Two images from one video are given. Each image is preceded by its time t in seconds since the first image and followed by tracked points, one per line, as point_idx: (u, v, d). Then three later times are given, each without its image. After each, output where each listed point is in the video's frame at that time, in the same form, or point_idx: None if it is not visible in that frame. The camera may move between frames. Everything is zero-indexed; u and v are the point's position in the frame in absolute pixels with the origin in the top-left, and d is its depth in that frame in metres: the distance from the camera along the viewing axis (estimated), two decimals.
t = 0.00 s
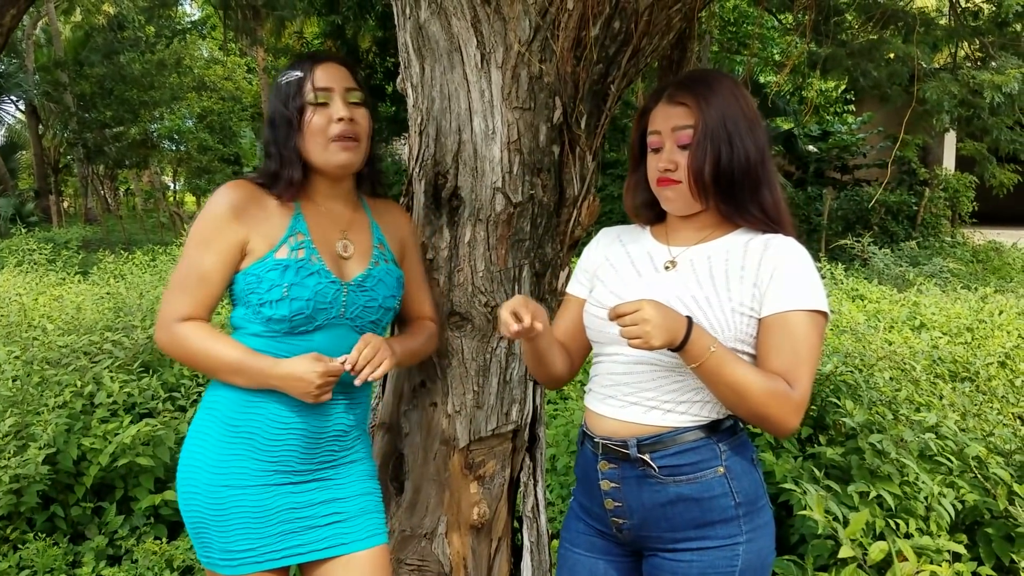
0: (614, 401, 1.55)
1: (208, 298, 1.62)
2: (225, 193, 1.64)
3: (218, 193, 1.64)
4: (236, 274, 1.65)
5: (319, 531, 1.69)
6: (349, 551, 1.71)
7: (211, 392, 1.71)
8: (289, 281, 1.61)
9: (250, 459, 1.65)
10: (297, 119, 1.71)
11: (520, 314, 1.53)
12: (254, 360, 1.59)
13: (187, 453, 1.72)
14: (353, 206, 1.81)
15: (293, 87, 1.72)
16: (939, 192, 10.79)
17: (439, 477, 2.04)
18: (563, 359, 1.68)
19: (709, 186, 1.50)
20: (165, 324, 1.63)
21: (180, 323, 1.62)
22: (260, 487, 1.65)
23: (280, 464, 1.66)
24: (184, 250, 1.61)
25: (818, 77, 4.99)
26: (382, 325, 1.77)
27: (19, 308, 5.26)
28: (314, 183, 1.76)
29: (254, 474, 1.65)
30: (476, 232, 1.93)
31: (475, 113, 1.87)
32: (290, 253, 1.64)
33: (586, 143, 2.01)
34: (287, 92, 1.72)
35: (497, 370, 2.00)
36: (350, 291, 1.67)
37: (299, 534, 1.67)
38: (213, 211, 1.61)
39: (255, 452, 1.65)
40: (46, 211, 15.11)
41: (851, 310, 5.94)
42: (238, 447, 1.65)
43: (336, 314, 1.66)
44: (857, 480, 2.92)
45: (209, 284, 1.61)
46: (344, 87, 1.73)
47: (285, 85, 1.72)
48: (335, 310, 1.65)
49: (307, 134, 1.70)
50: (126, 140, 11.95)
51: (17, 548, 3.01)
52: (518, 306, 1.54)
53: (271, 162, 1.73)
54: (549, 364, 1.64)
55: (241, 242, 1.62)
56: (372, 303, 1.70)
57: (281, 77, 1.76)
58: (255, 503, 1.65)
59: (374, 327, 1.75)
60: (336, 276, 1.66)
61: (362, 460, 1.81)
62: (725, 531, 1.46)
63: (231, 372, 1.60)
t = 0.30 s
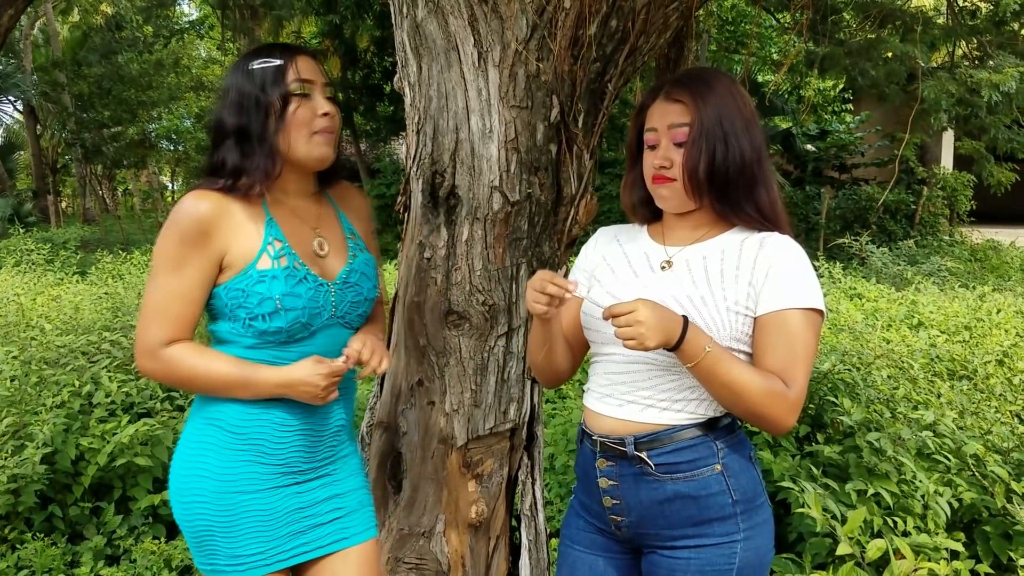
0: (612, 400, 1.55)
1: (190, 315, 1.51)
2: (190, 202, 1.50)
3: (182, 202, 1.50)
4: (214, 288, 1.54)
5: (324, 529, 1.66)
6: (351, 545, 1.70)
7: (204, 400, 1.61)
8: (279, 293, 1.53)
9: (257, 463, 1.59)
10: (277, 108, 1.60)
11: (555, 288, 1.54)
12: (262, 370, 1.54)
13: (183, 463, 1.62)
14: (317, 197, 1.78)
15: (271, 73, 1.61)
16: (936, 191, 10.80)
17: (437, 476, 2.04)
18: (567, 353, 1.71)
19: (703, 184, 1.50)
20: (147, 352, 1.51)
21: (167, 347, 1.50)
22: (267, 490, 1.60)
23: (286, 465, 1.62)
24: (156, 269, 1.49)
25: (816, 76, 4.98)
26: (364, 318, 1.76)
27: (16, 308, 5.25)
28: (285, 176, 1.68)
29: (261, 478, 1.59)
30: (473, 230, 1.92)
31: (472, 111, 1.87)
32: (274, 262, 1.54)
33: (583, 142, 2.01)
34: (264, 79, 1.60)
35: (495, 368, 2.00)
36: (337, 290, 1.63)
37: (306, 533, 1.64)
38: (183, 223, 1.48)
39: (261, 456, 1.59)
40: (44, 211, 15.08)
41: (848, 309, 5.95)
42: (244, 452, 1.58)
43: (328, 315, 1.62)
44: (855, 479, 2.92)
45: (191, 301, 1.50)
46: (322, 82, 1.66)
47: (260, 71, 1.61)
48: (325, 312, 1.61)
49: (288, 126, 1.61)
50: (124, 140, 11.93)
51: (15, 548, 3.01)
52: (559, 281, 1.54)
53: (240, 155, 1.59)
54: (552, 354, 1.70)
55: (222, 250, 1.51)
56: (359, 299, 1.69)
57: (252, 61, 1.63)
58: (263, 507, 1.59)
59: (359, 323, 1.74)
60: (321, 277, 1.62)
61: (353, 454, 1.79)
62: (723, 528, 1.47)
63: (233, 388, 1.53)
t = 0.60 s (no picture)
0: (617, 399, 1.55)
1: (195, 323, 1.47)
2: (183, 209, 1.45)
3: (174, 210, 1.45)
4: (213, 297, 1.50)
5: (329, 525, 1.69)
6: (351, 538, 1.74)
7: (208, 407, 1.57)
8: (288, 295, 1.53)
9: (267, 466, 1.59)
10: (263, 110, 1.57)
11: (558, 299, 1.53)
12: (278, 373, 1.52)
13: (187, 471, 1.58)
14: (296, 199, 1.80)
15: (253, 74, 1.57)
16: (938, 189, 10.79)
17: (438, 475, 2.04)
18: (573, 355, 1.70)
19: (704, 183, 1.50)
20: (153, 369, 1.45)
21: (175, 360, 1.46)
22: (278, 492, 1.60)
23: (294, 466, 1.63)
24: (155, 281, 1.43)
25: (817, 74, 4.98)
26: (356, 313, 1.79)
27: (17, 308, 5.26)
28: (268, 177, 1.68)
29: (272, 481, 1.59)
30: (474, 229, 1.92)
31: (472, 110, 1.87)
32: (277, 264, 1.54)
33: (583, 140, 2.01)
34: (246, 80, 1.56)
35: (496, 368, 2.01)
36: (336, 287, 1.66)
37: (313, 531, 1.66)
38: (182, 230, 1.43)
39: (272, 458, 1.59)
40: (45, 211, 15.10)
41: (850, 307, 5.95)
42: (255, 456, 1.57)
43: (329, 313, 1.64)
44: (857, 477, 2.92)
45: (196, 309, 1.46)
46: (302, 81, 1.65)
47: (238, 73, 1.56)
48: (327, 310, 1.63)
49: (276, 128, 1.60)
50: (125, 140, 11.94)
51: (17, 548, 3.01)
52: (563, 291, 1.54)
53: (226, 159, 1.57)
54: (558, 356, 1.68)
55: (224, 255, 1.48)
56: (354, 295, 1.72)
57: (229, 60, 1.58)
58: (274, 509, 1.60)
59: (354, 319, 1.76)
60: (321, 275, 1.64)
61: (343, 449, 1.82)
62: (729, 527, 1.47)
63: (247, 395, 1.51)
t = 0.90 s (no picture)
0: (618, 397, 1.56)
1: (189, 317, 1.47)
2: (174, 204, 1.46)
3: (166, 205, 1.45)
4: (208, 292, 1.50)
5: (333, 528, 1.68)
6: (359, 540, 1.72)
7: (209, 410, 1.58)
8: (281, 291, 1.53)
9: (268, 468, 1.58)
10: (266, 103, 1.57)
11: (574, 305, 1.54)
12: (271, 369, 1.52)
13: (188, 472, 1.59)
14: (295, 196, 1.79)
15: (259, 67, 1.57)
16: (936, 186, 10.79)
17: (437, 473, 2.04)
18: (580, 355, 1.71)
19: (705, 181, 1.50)
20: (147, 364, 1.45)
21: (169, 355, 1.45)
22: (279, 495, 1.60)
23: (296, 469, 1.62)
24: (146, 275, 1.43)
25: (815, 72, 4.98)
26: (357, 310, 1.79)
27: (16, 308, 5.25)
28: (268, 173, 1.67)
29: (273, 483, 1.59)
30: (472, 228, 1.92)
31: (470, 109, 1.87)
32: (269, 260, 1.53)
33: (581, 139, 2.01)
34: (250, 73, 1.56)
35: (494, 366, 2.01)
36: (333, 282, 1.66)
37: (318, 534, 1.65)
38: (173, 223, 1.44)
39: (273, 460, 1.59)
40: (44, 210, 15.09)
41: (848, 304, 5.95)
42: (256, 459, 1.57)
43: (328, 308, 1.64)
44: (855, 474, 2.92)
45: (189, 303, 1.46)
46: (305, 77, 1.66)
47: (244, 65, 1.57)
48: (325, 305, 1.62)
49: (279, 121, 1.60)
50: (123, 139, 11.92)
51: (15, 547, 3.01)
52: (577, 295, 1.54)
53: (225, 150, 1.57)
54: (567, 358, 1.68)
55: (216, 247, 1.48)
56: (353, 289, 1.72)
57: (235, 53, 1.59)
58: (275, 511, 1.59)
59: (354, 314, 1.75)
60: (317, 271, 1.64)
61: (352, 450, 1.81)
62: (730, 526, 1.47)
63: (241, 392, 1.50)
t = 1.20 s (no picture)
0: (616, 395, 1.56)
1: (195, 308, 1.52)
2: (180, 198, 1.51)
3: (172, 199, 1.51)
4: (215, 283, 1.54)
5: (339, 532, 1.64)
6: (367, 546, 1.68)
7: (219, 404, 1.63)
8: (274, 283, 1.52)
9: (266, 465, 1.59)
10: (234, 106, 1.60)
11: (576, 303, 1.53)
12: (262, 365, 1.53)
13: (200, 461, 1.65)
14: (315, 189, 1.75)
15: (218, 77, 1.60)
16: (935, 184, 10.80)
17: (435, 470, 2.05)
18: (582, 353, 1.71)
19: (705, 179, 1.49)
20: (153, 352, 1.52)
21: (173, 344, 1.51)
22: (276, 491, 1.59)
23: (297, 468, 1.61)
24: (153, 269, 1.50)
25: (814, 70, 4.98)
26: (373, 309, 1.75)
27: (14, 306, 5.25)
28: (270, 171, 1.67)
29: (272, 480, 1.59)
30: (470, 226, 1.92)
31: (468, 107, 1.87)
32: (268, 251, 1.53)
33: (579, 136, 2.01)
34: (213, 84, 1.60)
35: (492, 364, 2.01)
36: (338, 278, 1.61)
37: (320, 537, 1.62)
38: (176, 217, 1.49)
39: (271, 457, 1.59)
40: (43, 208, 15.09)
41: (847, 302, 5.95)
42: (254, 454, 1.58)
43: (331, 304, 1.60)
44: (854, 471, 2.92)
45: (194, 295, 1.51)
46: (272, 65, 1.63)
47: (209, 77, 1.61)
48: (328, 302, 1.59)
49: (245, 122, 1.60)
50: (123, 138, 11.92)
51: (15, 546, 3.02)
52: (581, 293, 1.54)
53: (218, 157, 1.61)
54: (568, 356, 1.68)
55: (214, 241, 1.51)
56: (363, 286, 1.67)
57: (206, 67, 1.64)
58: (273, 508, 1.59)
59: (367, 312, 1.71)
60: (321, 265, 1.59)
61: (375, 455, 1.75)
62: (729, 524, 1.47)
63: (235, 387, 1.52)
